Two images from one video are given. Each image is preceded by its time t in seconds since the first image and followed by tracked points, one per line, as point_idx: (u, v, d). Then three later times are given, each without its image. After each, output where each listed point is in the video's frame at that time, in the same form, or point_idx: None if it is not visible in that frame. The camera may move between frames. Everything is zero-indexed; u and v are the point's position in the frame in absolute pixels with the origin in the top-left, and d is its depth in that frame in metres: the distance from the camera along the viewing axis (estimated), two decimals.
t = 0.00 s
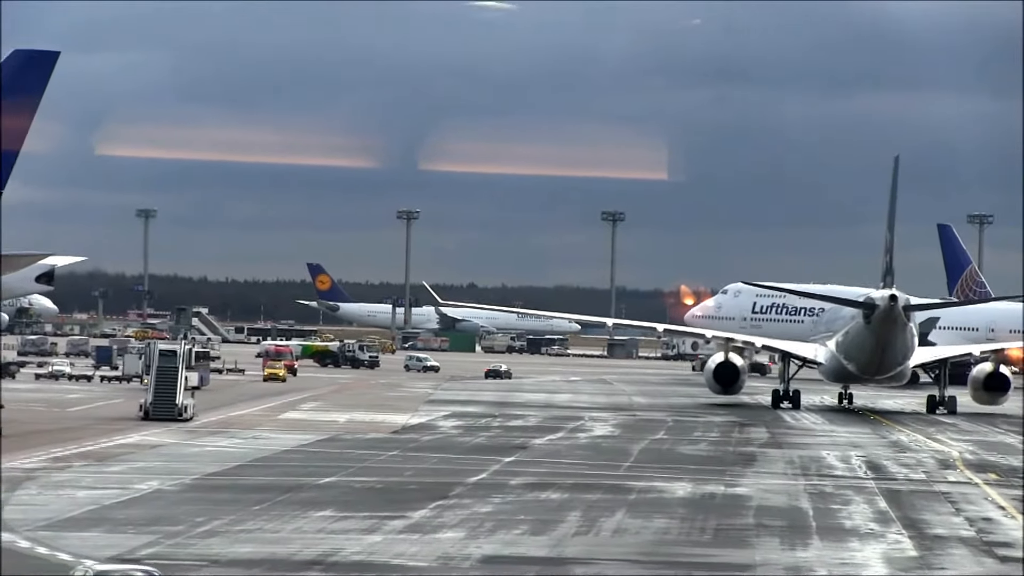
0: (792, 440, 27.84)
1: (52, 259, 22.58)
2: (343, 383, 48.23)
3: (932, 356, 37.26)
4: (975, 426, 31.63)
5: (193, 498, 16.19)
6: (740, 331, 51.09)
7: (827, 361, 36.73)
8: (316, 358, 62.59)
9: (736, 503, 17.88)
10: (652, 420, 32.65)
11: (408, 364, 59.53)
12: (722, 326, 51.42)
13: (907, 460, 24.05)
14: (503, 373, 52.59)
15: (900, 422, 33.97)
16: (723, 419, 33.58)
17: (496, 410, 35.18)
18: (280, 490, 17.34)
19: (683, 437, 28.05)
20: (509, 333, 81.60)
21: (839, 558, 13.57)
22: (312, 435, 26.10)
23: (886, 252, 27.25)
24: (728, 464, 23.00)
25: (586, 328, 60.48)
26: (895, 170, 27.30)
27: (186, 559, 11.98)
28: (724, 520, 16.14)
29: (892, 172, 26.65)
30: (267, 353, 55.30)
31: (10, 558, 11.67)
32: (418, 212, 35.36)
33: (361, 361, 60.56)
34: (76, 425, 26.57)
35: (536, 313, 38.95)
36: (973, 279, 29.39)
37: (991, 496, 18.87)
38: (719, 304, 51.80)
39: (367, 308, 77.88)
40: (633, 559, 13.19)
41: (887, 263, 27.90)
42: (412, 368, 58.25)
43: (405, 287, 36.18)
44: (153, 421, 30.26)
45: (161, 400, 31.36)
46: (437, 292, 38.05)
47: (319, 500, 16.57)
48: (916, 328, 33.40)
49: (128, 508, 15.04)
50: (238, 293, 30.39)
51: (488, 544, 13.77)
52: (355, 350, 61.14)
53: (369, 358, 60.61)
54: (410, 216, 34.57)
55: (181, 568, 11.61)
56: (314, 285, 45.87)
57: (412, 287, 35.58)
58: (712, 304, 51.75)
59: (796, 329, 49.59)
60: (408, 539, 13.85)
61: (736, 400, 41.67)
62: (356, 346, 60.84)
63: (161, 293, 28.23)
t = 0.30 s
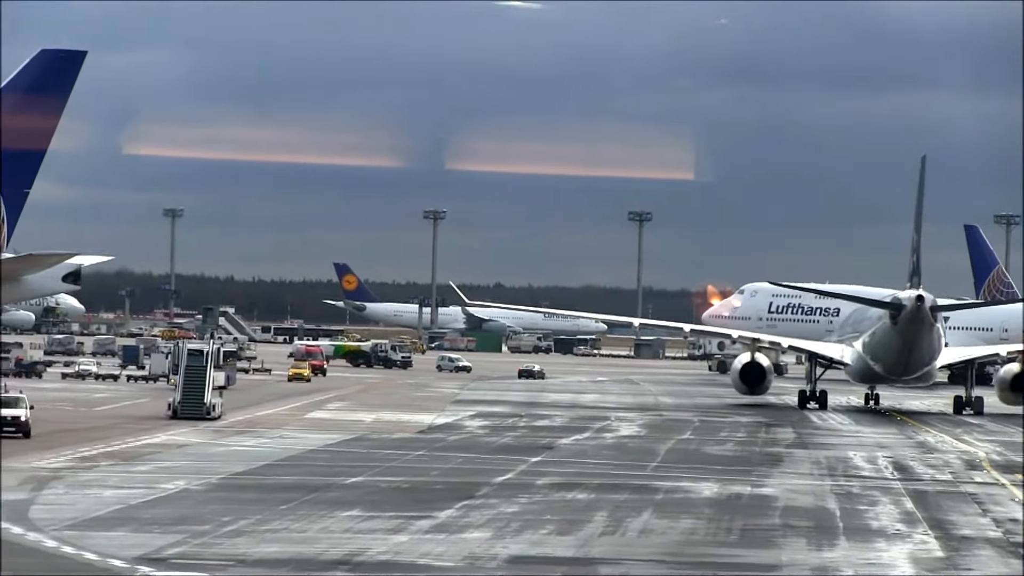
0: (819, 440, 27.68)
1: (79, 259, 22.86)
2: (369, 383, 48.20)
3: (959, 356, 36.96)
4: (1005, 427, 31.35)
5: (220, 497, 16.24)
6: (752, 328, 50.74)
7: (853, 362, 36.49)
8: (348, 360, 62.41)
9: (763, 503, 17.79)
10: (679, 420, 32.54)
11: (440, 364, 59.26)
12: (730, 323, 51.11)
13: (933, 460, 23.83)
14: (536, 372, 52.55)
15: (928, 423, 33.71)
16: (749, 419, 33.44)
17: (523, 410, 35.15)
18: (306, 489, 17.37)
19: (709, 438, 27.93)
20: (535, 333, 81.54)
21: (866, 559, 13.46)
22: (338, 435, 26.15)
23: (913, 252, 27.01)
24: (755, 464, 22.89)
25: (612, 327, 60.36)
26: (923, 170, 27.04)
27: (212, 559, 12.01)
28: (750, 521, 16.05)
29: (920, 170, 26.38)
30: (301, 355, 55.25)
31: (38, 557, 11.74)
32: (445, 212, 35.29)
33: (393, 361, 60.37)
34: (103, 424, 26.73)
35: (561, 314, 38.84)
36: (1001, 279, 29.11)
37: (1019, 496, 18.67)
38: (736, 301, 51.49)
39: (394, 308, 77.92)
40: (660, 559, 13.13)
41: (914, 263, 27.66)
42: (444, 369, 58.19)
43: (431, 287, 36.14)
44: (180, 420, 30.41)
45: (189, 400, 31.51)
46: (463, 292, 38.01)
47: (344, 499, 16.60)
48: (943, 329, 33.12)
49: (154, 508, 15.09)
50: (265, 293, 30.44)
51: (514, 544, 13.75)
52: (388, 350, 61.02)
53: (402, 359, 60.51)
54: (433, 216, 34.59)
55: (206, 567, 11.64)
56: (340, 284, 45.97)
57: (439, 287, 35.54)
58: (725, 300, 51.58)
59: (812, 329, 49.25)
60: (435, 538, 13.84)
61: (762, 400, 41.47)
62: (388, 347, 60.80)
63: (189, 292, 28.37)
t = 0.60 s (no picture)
0: (843, 436, 27.54)
1: (102, 257, 23.07)
2: (393, 380, 48.25)
3: (983, 352, 36.70)
4: None
5: (243, 495, 16.29)
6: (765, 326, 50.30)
7: (877, 358, 36.27)
8: (377, 357, 62.42)
9: (787, 499, 17.71)
10: (702, 417, 32.44)
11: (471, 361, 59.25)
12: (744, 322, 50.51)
13: (958, 456, 23.67)
14: (565, 369, 52.52)
15: (952, 419, 33.50)
16: (773, 416, 33.31)
17: (546, 407, 35.10)
18: (330, 486, 17.41)
19: (733, 434, 27.83)
20: (559, 330, 81.47)
21: (890, 555, 13.37)
22: (362, 432, 26.19)
23: (937, 247, 26.77)
24: (779, 460, 22.79)
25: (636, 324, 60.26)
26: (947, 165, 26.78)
27: (235, 556, 12.04)
28: (774, 517, 15.98)
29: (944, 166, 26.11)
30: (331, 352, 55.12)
31: (63, 555, 11.80)
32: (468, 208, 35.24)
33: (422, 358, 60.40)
34: (127, 422, 26.86)
35: (585, 310, 38.76)
36: None
37: None
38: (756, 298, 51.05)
39: (417, 306, 78.01)
40: (684, 556, 13.09)
41: (938, 259, 27.43)
42: (474, 366, 58.18)
43: (455, 284, 36.12)
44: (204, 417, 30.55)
45: (214, 397, 31.65)
46: (487, 289, 37.98)
47: (368, 496, 16.61)
48: (966, 325, 32.88)
49: (179, 505, 15.15)
50: (288, 290, 30.50)
51: (538, 541, 13.72)
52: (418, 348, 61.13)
53: (431, 356, 60.49)
54: (459, 210, 34.47)
55: (229, 564, 11.67)
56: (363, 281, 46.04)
57: (462, 283, 35.51)
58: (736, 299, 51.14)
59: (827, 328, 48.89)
60: (458, 535, 13.83)
61: (787, 396, 41.27)
62: (418, 345, 60.86)
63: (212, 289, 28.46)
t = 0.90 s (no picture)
0: (868, 435, 27.37)
1: (127, 255, 23.25)
2: (417, 378, 48.28)
3: (1009, 351, 36.41)
4: None
5: (267, 493, 16.33)
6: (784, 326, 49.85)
7: (901, 357, 36.04)
8: (408, 357, 62.44)
9: (811, 499, 17.62)
10: (727, 416, 32.31)
11: (501, 360, 59.33)
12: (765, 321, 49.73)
13: (982, 456, 23.49)
14: (596, 368, 52.51)
15: (978, 418, 33.27)
16: (798, 415, 33.16)
17: (571, 405, 35.07)
18: (353, 485, 17.44)
19: (758, 433, 27.71)
20: (583, 328, 81.42)
21: (914, 554, 13.25)
22: (386, 430, 26.24)
23: (962, 247, 26.56)
24: (804, 459, 22.69)
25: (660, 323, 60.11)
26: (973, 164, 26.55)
27: (259, 555, 12.05)
28: (799, 516, 15.89)
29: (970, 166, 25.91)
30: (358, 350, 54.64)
31: (89, 553, 11.84)
32: (492, 206, 35.17)
33: (453, 357, 60.39)
34: (152, 420, 26.99)
35: (609, 309, 38.68)
36: None
37: None
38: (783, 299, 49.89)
39: (441, 304, 78.06)
40: (709, 555, 13.01)
41: (963, 258, 27.21)
42: (506, 365, 58.12)
43: (480, 282, 36.10)
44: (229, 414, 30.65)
45: (240, 395, 31.76)
46: (512, 288, 37.94)
47: (392, 495, 16.63)
48: (991, 324, 32.63)
49: (203, 504, 15.19)
50: (313, 288, 30.58)
51: (562, 540, 13.68)
52: (449, 348, 61.18)
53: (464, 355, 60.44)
54: (485, 209, 34.42)
55: (253, 563, 11.68)
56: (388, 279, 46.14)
57: (487, 282, 35.48)
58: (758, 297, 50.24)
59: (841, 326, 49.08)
60: (482, 534, 13.81)
61: (811, 396, 41.06)
62: (448, 343, 60.90)
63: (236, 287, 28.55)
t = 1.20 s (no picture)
0: (887, 436, 27.23)
1: (145, 254, 23.36)
2: (436, 378, 48.27)
3: None
4: None
5: (286, 492, 16.36)
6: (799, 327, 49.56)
7: (921, 357, 35.85)
8: (431, 356, 62.44)
9: (830, 499, 17.53)
10: (746, 416, 32.21)
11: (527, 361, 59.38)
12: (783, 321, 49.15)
13: (1002, 456, 23.33)
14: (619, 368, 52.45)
15: (998, 419, 33.08)
16: (817, 415, 33.02)
17: (590, 405, 35.03)
18: (372, 484, 17.44)
19: (777, 433, 27.60)
20: (602, 328, 81.32)
21: (934, 555, 13.16)
22: (405, 430, 26.26)
23: (981, 247, 26.37)
24: (823, 459, 22.58)
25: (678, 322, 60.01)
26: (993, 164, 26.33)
27: (278, 554, 12.06)
28: (818, 516, 15.81)
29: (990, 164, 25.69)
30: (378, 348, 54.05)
31: (109, 553, 11.88)
32: (512, 206, 35.11)
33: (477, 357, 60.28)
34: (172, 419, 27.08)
35: (628, 309, 38.60)
36: None
37: None
38: (801, 297, 49.48)
39: (460, 304, 78.04)
40: (728, 555, 12.95)
41: (983, 258, 27.01)
42: (532, 365, 58.00)
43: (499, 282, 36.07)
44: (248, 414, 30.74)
45: (261, 394, 31.86)
46: (531, 288, 37.88)
47: (411, 494, 16.62)
48: (1011, 325, 32.41)
49: (222, 503, 15.22)
50: (332, 288, 30.62)
51: (581, 539, 13.65)
52: (473, 348, 61.11)
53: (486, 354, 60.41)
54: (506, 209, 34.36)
55: (273, 562, 11.69)
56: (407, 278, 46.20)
57: (507, 282, 35.45)
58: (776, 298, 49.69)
59: (850, 325, 49.21)
60: (501, 534, 13.79)
61: (831, 396, 40.87)
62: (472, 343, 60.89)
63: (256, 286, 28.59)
